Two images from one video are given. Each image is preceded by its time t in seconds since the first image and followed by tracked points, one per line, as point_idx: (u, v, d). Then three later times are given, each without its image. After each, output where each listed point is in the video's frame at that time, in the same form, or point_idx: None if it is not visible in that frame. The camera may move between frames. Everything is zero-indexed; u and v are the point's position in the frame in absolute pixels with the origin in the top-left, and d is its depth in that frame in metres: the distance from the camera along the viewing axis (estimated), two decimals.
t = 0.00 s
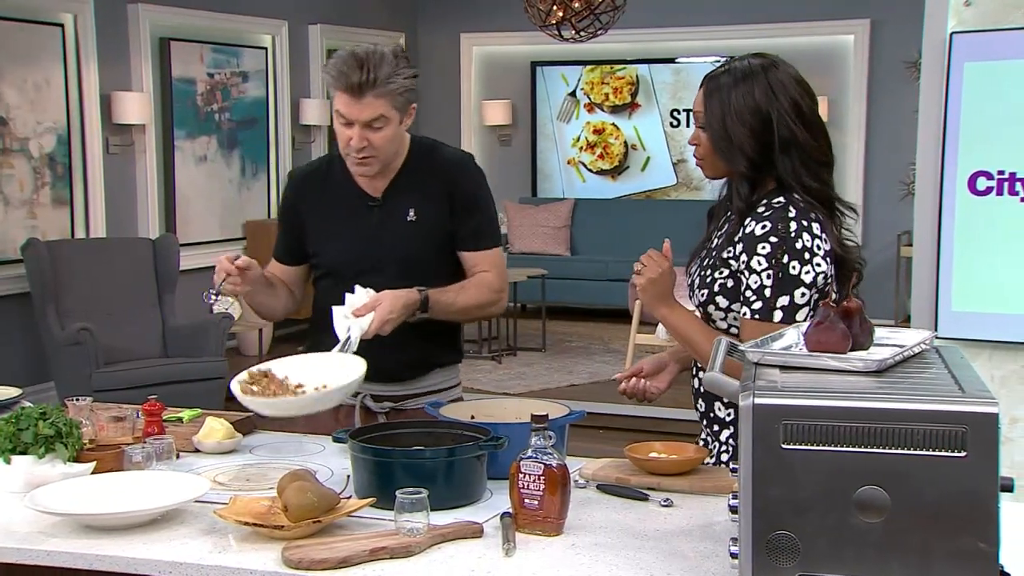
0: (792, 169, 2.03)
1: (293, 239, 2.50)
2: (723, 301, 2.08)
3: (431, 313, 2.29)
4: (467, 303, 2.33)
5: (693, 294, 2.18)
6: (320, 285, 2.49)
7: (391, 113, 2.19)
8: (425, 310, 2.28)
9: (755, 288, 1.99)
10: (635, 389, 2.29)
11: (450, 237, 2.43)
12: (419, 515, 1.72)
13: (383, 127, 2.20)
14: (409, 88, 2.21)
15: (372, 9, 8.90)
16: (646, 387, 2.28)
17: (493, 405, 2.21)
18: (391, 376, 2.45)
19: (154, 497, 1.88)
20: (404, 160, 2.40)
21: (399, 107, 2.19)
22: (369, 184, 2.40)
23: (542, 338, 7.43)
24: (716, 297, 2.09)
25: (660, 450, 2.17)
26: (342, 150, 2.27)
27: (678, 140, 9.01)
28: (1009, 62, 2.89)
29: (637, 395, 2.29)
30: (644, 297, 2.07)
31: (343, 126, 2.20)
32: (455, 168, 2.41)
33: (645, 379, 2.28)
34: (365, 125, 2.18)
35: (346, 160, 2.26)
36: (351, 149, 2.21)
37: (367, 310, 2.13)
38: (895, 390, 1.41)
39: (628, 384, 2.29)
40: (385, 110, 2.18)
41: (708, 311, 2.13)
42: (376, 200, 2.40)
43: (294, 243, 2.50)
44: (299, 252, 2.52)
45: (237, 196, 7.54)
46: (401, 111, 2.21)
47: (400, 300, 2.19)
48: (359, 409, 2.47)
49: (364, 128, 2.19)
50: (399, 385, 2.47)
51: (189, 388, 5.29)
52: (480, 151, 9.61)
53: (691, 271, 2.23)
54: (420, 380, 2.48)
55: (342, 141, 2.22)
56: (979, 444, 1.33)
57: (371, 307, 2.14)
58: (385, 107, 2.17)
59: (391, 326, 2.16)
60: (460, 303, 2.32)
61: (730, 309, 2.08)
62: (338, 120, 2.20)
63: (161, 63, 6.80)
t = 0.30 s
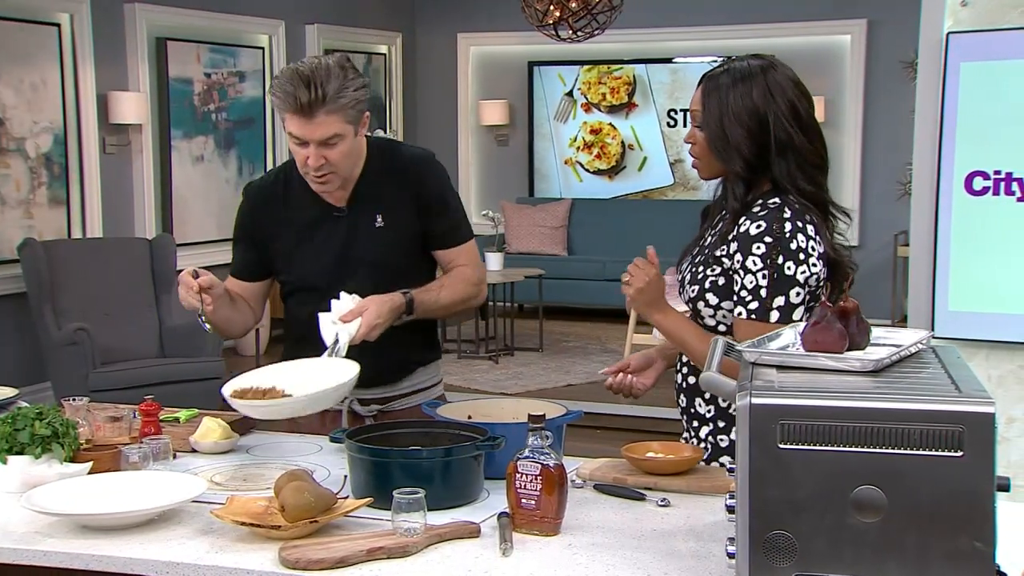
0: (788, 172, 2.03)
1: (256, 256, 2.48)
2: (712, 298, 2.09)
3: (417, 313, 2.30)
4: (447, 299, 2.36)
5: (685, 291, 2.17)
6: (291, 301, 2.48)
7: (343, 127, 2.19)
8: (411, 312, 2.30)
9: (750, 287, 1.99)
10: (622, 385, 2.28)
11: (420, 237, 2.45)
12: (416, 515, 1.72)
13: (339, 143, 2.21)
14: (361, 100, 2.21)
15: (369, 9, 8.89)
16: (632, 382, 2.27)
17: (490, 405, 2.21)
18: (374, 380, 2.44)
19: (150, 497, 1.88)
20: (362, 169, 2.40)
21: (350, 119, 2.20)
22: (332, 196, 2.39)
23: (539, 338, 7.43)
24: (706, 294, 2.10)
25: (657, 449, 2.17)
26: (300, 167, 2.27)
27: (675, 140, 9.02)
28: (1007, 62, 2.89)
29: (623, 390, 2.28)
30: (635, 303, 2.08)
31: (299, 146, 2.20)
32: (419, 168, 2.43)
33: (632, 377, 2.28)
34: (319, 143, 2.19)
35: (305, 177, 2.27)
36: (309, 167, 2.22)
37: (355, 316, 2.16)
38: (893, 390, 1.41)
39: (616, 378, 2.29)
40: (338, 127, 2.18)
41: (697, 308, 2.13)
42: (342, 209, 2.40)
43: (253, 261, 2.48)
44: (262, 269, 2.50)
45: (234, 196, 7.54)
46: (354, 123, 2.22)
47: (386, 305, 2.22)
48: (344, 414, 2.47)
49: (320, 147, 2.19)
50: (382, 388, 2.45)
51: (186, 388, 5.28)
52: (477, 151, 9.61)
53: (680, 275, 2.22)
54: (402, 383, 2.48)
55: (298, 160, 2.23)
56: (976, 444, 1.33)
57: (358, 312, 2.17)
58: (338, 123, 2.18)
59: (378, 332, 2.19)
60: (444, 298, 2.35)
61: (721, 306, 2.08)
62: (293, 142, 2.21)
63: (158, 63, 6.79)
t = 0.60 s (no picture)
0: (789, 169, 2.03)
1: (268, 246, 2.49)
2: (700, 289, 2.07)
3: (411, 324, 2.32)
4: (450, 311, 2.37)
5: (676, 280, 2.17)
6: (300, 295, 2.48)
7: (367, 117, 2.21)
8: (405, 323, 2.31)
9: (728, 273, 2.00)
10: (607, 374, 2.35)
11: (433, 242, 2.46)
12: (414, 515, 1.72)
13: (360, 132, 2.22)
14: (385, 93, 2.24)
15: (367, 9, 8.89)
16: (617, 373, 2.34)
17: (489, 405, 2.21)
18: (375, 382, 2.45)
19: (149, 497, 1.88)
20: (380, 166, 2.41)
21: (374, 110, 2.22)
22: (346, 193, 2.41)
23: (538, 338, 7.43)
24: (694, 284, 2.08)
25: (656, 449, 2.17)
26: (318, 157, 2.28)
27: (673, 140, 9.02)
28: (1005, 61, 2.89)
29: (608, 380, 2.36)
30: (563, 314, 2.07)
31: (320, 132, 2.21)
32: (436, 173, 2.44)
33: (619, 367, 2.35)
34: (341, 130, 2.20)
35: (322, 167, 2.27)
36: (328, 156, 2.23)
37: (350, 323, 2.17)
38: (892, 390, 1.41)
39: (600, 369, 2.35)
40: (362, 115, 2.20)
41: (686, 297, 2.11)
42: (355, 207, 2.41)
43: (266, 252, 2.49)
44: (273, 261, 2.51)
45: (233, 196, 7.53)
46: (377, 115, 2.24)
47: (381, 314, 2.23)
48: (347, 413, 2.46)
49: (341, 133, 2.20)
50: (385, 389, 2.46)
51: (185, 388, 5.28)
52: (475, 151, 9.61)
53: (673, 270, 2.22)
54: (403, 384, 2.48)
55: (318, 149, 2.24)
56: (975, 443, 1.33)
57: (353, 320, 2.18)
58: (362, 111, 2.20)
59: (372, 340, 2.20)
60: (440, 312, 2.35)
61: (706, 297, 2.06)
62: (314, 128, 2.22)
63: (157, 63, 6.79)
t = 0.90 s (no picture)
0: (776, 167, 2.04)
1: (298, 237, 2.48)
2: (690, 287, 2.09)
3: (417, 326, 2.31)
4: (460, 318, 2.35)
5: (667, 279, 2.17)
6: (328, 283, 2.48)
7: (407, 109, 2.22)
8: (411, 324, 2.29)
9: (724, 275, 1.99)
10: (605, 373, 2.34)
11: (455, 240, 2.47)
12: (413, 515, 1.72)
13: (399, 124, 2.23)
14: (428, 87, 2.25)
15: (366, 10, 8.90)
16: (615, 373, 2.33)
17: (487, 405, 2.21)
18: (393, 378, 2.47)
19: (147, 497, 1.87)
20: (412, 163, 2.43)
21: (415, 103, 2.23)
22: (376, 183, 2.42)
23: (536, 338, 7.43)
24: (683, 283, 2.09)
25: (654, 449, 2.17)
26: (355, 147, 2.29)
27: (671, 140, 9.02)
28: (1003, 61, 2.89)
29: (606, 380, 2.34)
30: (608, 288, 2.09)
31: (360, 123, 2.23)
32: (460, 172, 2.45)
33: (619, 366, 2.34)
34: (382, 121, 2.21)
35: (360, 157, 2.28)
36: (366, 146, 2.24)
37: (354, 323, 2.16)
38: (891, 389, 1.41)
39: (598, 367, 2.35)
40: (401, 108, 2.21)
41: (676, 295, 2.12)
42: (383, 199, 2.42)
43: (295, 243, 2.48)
44: (303, 251, 2.50)
45: (231, 196, 7.53)
46: (417, 108, 2.25)
47: (387, 314, 2.21)
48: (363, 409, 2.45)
49: (381, 125, 2.22)
50: (405, 385, 2.48)
51: (184, 388, 5.28)
52: (474, 151, 9.61)
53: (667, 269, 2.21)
54: (426, 379, 2.51)
55: (356, 139, 2.25)
56: (973, 443, 1.33)
57: (357, 319, 2.17)
58: (402, 104, 2.21)
59: (376, 340, 2.19)
60: (446, 314, 2.34)
61: (697, 295, 2.08)
62: (355, 118, 2.23)
63: (155, 63, 6.78)
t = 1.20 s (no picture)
0: (772, 167, 2.03)
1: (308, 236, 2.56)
2: (694, 290, 2.09)
3: (438, 330, 2.34)
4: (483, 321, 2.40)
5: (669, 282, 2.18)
6: (339, 278, 2.51)
7: (384, 113, 2.24)
8: (431, 328, 2.34)
9: (740, 278, 1.99)
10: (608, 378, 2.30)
11: (465, 243, 2.46)
12: (410, 515, 1.72)
13: (377, 128, 2.26)
14: (409, 92, 2.25)
15: (364, 10, 8.89)
16: (619, 377, 2.30)
17: (484, 405, 2.21)
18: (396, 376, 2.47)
19: (144, 497, 1.87)
20: (420, 164, 2.43)
21: (392, 108, 2.24)
22: (385, 183, 2.44)
23: (533, 338, 7.43)
24: (688, 286, 2.10)
25: (651, 449, 2.17)
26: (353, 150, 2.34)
27: (668, 140, 9.02)
28: (1000, 61, 2.90)
29: (609, 384, 2.31)
30: (633, 320, 2.10)
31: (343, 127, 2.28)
32: (471, 177, 2.43)
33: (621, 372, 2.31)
34: (358, 125, 2.25)
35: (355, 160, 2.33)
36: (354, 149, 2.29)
37: (372, 326, 2.21)
38: (888, 389, 1.41)
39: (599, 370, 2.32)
40: (375, 112, 2.24)
41: (680, 299, 2.13)
42: (390, 198, 2.43)
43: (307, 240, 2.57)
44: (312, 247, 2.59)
45: (228, 196, 7.52)
46: (399, 113, 2.26)
47: (405, 319, 2.26)
48: (370, 409, 2.46)
49: (358, 128, 2.26)
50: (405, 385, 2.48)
51: (180, 388, 5.28)
52: (470, 151, 9.62)
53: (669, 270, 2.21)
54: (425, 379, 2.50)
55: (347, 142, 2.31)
56: (969, 444, 1.33)
57: (376, 323, 2.22)
58: (375, 108, 2.23)
59: (394, 344, 2.22)
60: (465, 319, 2.37)
61: (703, 297, 2.08)
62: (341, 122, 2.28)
63: (151, 63, 6.78)
